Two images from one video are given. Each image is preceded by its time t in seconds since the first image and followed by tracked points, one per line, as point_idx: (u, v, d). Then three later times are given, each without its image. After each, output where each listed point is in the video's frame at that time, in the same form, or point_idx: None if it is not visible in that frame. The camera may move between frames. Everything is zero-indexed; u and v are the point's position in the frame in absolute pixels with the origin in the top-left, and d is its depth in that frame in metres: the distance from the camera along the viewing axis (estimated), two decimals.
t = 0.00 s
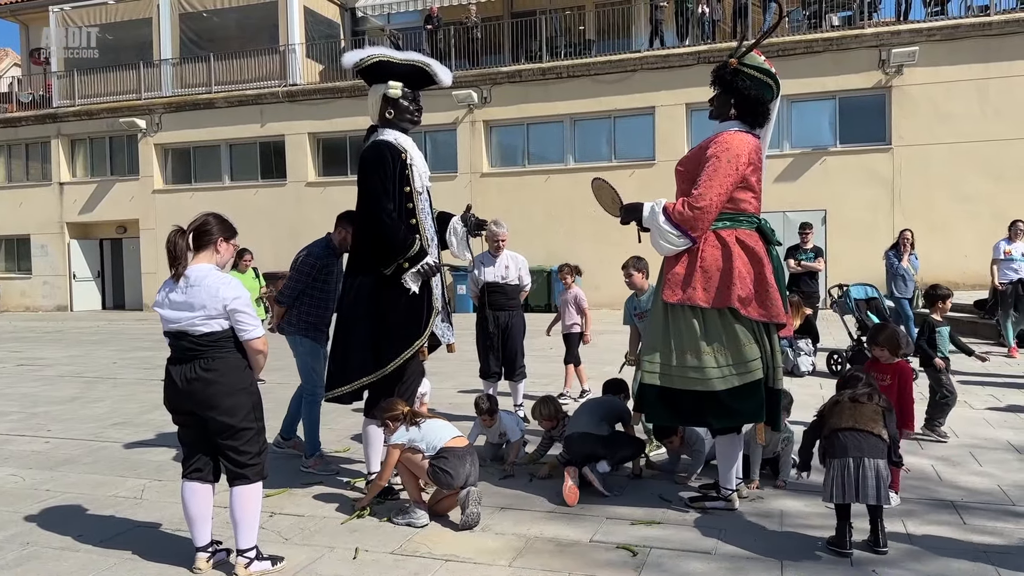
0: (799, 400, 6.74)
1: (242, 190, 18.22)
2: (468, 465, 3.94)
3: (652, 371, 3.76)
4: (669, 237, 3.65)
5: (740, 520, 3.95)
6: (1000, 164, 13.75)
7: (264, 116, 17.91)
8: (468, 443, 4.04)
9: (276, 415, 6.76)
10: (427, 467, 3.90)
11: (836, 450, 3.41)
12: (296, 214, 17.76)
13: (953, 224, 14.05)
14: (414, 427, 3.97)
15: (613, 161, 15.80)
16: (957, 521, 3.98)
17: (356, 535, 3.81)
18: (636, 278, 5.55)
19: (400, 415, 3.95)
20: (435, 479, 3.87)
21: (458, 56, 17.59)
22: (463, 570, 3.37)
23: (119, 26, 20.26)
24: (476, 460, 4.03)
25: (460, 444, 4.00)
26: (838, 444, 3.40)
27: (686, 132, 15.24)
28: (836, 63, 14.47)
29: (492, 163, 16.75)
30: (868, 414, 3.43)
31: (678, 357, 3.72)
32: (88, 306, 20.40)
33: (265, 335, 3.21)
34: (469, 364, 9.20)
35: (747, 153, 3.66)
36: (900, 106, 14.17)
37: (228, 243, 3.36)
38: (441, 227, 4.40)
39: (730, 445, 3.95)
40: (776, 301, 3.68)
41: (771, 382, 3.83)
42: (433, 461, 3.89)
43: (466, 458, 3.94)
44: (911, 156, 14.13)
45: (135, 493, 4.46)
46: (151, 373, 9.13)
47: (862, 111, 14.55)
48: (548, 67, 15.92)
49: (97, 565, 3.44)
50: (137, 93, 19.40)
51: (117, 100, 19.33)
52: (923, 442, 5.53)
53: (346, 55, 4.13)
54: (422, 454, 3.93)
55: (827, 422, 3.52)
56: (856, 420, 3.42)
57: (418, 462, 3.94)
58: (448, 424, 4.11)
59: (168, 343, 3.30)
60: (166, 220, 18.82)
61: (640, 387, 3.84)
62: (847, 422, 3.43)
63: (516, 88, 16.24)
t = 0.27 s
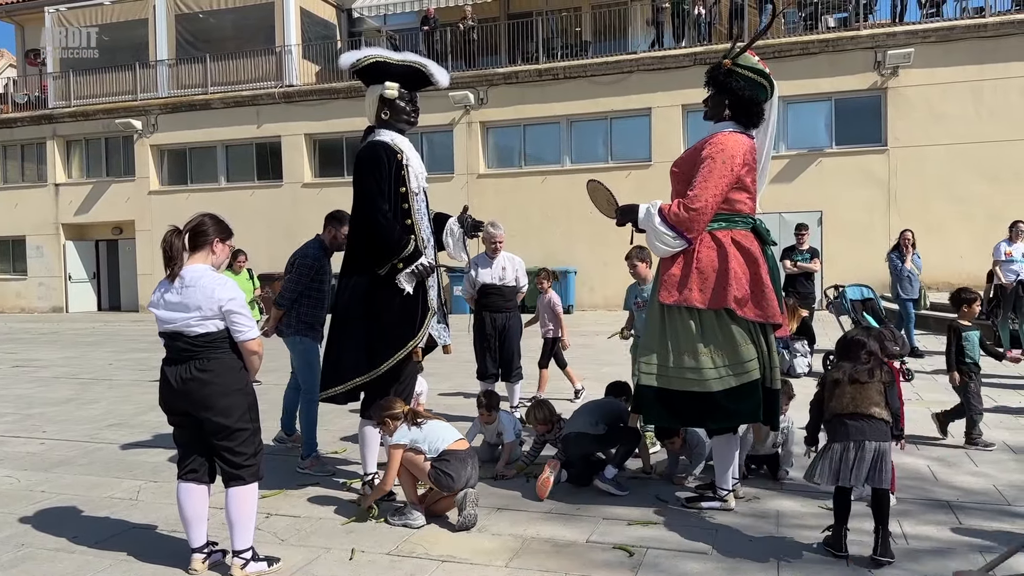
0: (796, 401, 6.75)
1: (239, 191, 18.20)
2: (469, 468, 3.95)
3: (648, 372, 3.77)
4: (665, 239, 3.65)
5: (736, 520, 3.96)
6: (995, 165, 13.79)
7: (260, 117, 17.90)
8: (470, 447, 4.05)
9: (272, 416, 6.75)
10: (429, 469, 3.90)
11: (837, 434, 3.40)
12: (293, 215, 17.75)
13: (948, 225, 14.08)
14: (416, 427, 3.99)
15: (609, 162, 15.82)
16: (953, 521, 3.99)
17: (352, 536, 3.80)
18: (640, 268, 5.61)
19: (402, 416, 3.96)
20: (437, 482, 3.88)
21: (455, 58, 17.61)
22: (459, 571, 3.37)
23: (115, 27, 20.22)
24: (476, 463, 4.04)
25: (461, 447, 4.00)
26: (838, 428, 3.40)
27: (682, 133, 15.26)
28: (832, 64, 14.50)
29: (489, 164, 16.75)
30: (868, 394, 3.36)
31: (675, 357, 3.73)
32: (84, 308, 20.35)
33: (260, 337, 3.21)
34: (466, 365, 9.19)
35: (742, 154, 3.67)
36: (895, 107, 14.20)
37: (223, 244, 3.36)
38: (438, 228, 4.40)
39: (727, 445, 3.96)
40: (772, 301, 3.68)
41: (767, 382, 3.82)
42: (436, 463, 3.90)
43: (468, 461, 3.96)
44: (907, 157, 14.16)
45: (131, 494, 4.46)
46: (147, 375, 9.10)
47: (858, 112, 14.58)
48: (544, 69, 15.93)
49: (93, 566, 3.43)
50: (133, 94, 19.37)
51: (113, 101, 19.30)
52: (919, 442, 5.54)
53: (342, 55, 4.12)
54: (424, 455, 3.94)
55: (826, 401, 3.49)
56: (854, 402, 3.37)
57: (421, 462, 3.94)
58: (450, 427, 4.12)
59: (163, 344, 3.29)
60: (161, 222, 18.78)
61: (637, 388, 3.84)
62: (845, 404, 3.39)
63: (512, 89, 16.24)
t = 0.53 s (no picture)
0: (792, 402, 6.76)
1: (234, 193, 18.17)
2: (475, 472, 3.93)
3: (643, 372, 3.78)
4: (659, 240, 3.66)
5: (732, 521, 3.96)
6: (990, 166, 13.83)
7: (256, 118, 17.89)
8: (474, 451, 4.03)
9: (268, 417, 6.74)
10: (436, 469, 3.85)
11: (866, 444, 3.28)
12: (288, 216, 17.73)
13: (944, 226, 14.11)
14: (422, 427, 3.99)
15: (605, 163, 15.84)
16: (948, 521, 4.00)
17: (348, 538, 3.79)
18: (637, 265, 5.62)
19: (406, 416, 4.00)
20: (442, 483, 3.83)
21: (451, 59, 17.61)
22: (456, 573, 3.37)
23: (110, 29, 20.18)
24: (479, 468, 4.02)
25: (468, 451, 3.98)
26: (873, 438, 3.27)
27: (678, 135, 15.28)
28: (827, 66, 14.54)
29: (485, 165, 16.76)
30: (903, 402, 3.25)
31: (670, 358, 3.74)
32: (79, 309, 20.30)
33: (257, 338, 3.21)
34: (461, 366, 9.18)
35: (736, 155, 3.68)
36: (891, 109, 14.24)
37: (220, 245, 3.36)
38: (434, 229, 4.40)
39: (723, 446, 3.96)
40: (767, 303, 3.67)
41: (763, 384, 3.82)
42: (443, 464, 3.86)
43: (473, 465, 3.94)
44: (902, 158, 14.20)
45: (126, 496, 4.44)
46: (142, 376, 9.08)
47: (853, 114, 14.61)
48: (540, 70, 15.95)
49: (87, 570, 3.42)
50: (128, 95, 19.33)
51: (108, 103, 19.27)
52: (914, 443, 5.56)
53: (340, 56, 4.12)
54: (430, 455, 3.90)
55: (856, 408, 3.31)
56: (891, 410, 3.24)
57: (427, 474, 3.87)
58: (454, 431, 4.10)
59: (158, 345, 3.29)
60: (157, 223, 18.74)
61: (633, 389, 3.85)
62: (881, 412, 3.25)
63: (508, 91, 16.26)
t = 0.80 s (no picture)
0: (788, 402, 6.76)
1: (230, 194, 18.15)
2: (473, 477, 3.95)
3: (638, 373, 3.80)
4: (654, 240, 3.66)
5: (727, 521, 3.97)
6: (985, 168, 13.88)
7: (251, 119, 17.87)
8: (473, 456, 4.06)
9: (264, 418, 6.74)
10: (435, 473, 3.86)
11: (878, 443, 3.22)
12: (284, 217, 17.71)
13: (938, 227, 14.15)
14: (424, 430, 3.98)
15: (601, 164, 15.86)
16: (941, 521, 4.01)
17: (342, 539, 3.79)
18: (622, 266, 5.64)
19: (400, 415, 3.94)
20: (441, 486, 3.83)
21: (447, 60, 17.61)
22: (450, 573, 3.36)
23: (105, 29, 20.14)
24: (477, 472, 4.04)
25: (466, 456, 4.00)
26: (891, 441, 3.21)
27: (673, 136, 15.30)
28: (822, 67, 14.57)
29: (481, 166, 16.75)
30: (918, 403, 3.22)
31: (665, 358, 3.74)
32: (73, 310, 20.25)
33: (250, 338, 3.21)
34: (457, 367, 9.19)
35: (730, 156, 3.68)
36: (885, 110, 14.28)
37: (214, 245, 3.36)
38: (429, 230, 4.40)
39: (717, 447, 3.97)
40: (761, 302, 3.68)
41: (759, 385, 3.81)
42: (443, 468, 3.87)
43: (472, 469, 3.96)
44: (897, 160, 14.24)
45: (119, 497, 4.43)
46: (137, 377, 9.07)
47: (848, 115, 14.65)
48: (536, 71, 15.95)
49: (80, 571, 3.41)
50: (124, 96, 19.30)
51: (103, 103, 19.23)
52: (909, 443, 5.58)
53: (336, 57, 4.12)
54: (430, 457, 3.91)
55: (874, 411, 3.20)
56: (909, 412, 3.20)
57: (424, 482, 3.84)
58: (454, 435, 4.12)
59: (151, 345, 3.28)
60: (152, 224, 18.71)
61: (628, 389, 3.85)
62: (902, 415, 3.19)
63: (504, 92, 16.26)
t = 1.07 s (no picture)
0: (782, 403, 6.77)
1: (225, 195, 18.12)
2: (465, 482, 3.91)
3: (633, 374, 3.81)
4: (649, 241, 3.65)
5: (720, 522, 3.99)
6: (979, 169, 13.92)
7: (246, 120, 17.85)
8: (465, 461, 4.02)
9: (258, 419, 6.73)
10: (427, 479, 3.81)
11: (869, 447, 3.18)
12: (279, 218, 17.69)
13: (933, 228, 14.19)
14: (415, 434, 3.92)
15: (596, 165, 15.88)
16: (936, 521, 4.02)
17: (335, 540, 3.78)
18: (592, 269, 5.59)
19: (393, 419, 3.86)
20: (433, 492, 3.79)
21: (442, 61, 17.60)
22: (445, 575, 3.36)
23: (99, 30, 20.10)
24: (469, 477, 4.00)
25: (458, 461, 3.97)
26: (879, 446, 3.19)
27: (668, 137, 15.33)
28: (817, 69, 14.60)
29: (476, 168, 16.76)
30: (907, 411, 3.22)
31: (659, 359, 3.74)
32: (68, 312, 20.20)
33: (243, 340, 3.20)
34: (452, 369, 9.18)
35: (725, 158, 3.69)
36: (880, 112, 14.31)
37: (208, 247, 3.36)
38: (424, 232, 4.41)
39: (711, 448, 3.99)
40: (756, 304, 3.68)
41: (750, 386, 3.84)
42: (435, 475, 3.83)
43: (464, 475, 3.92)
44: (891, 161, 14.28)
45: (113, 499, 4.42)
46: (131, 379, 9.04)
47: (843, 116, 14.68)
48: (532, 73, 15.96)
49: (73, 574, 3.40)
50: (118, 97, 19.27)
51: (98, 104, 19.19)
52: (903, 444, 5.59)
53: (330, 58, 4.13)
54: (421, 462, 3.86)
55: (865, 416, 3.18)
56: (898, 419, 3.19)
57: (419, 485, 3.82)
58: (446, 439, 4.08)
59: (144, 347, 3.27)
60: (147, 225, 18.67)
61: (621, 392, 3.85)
62: (891, 422, 3.18)
63: (499, 93, 16.27)
